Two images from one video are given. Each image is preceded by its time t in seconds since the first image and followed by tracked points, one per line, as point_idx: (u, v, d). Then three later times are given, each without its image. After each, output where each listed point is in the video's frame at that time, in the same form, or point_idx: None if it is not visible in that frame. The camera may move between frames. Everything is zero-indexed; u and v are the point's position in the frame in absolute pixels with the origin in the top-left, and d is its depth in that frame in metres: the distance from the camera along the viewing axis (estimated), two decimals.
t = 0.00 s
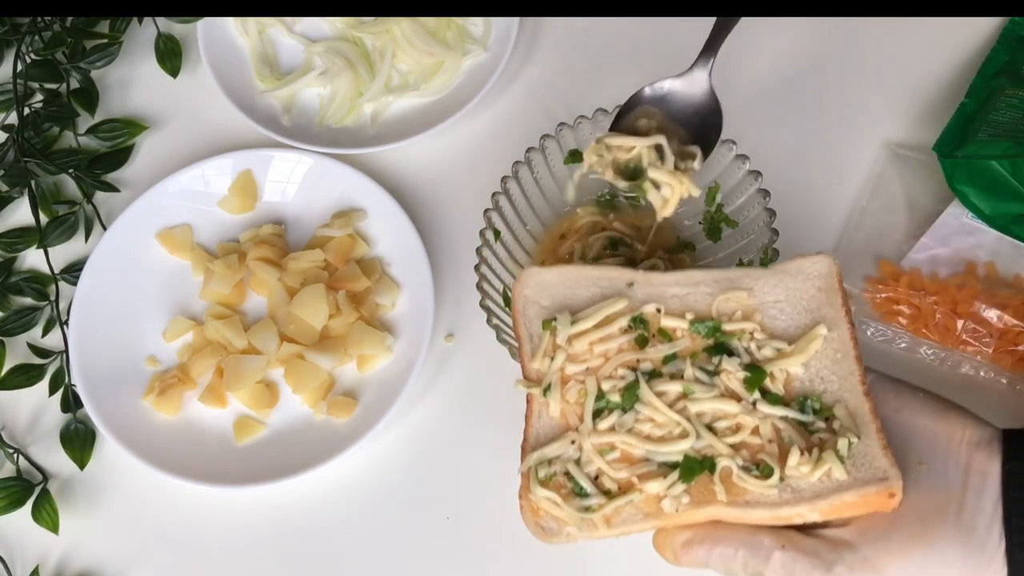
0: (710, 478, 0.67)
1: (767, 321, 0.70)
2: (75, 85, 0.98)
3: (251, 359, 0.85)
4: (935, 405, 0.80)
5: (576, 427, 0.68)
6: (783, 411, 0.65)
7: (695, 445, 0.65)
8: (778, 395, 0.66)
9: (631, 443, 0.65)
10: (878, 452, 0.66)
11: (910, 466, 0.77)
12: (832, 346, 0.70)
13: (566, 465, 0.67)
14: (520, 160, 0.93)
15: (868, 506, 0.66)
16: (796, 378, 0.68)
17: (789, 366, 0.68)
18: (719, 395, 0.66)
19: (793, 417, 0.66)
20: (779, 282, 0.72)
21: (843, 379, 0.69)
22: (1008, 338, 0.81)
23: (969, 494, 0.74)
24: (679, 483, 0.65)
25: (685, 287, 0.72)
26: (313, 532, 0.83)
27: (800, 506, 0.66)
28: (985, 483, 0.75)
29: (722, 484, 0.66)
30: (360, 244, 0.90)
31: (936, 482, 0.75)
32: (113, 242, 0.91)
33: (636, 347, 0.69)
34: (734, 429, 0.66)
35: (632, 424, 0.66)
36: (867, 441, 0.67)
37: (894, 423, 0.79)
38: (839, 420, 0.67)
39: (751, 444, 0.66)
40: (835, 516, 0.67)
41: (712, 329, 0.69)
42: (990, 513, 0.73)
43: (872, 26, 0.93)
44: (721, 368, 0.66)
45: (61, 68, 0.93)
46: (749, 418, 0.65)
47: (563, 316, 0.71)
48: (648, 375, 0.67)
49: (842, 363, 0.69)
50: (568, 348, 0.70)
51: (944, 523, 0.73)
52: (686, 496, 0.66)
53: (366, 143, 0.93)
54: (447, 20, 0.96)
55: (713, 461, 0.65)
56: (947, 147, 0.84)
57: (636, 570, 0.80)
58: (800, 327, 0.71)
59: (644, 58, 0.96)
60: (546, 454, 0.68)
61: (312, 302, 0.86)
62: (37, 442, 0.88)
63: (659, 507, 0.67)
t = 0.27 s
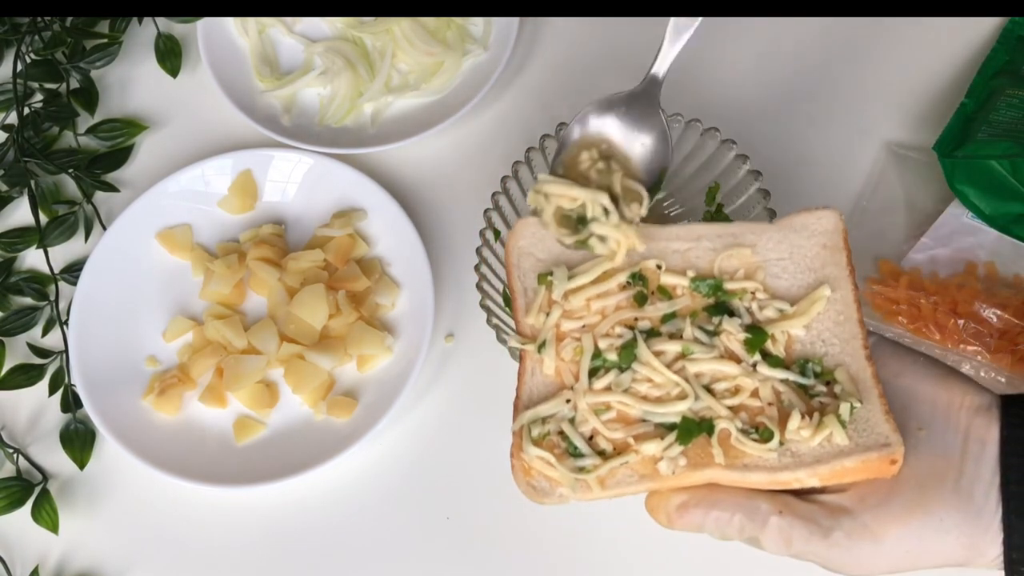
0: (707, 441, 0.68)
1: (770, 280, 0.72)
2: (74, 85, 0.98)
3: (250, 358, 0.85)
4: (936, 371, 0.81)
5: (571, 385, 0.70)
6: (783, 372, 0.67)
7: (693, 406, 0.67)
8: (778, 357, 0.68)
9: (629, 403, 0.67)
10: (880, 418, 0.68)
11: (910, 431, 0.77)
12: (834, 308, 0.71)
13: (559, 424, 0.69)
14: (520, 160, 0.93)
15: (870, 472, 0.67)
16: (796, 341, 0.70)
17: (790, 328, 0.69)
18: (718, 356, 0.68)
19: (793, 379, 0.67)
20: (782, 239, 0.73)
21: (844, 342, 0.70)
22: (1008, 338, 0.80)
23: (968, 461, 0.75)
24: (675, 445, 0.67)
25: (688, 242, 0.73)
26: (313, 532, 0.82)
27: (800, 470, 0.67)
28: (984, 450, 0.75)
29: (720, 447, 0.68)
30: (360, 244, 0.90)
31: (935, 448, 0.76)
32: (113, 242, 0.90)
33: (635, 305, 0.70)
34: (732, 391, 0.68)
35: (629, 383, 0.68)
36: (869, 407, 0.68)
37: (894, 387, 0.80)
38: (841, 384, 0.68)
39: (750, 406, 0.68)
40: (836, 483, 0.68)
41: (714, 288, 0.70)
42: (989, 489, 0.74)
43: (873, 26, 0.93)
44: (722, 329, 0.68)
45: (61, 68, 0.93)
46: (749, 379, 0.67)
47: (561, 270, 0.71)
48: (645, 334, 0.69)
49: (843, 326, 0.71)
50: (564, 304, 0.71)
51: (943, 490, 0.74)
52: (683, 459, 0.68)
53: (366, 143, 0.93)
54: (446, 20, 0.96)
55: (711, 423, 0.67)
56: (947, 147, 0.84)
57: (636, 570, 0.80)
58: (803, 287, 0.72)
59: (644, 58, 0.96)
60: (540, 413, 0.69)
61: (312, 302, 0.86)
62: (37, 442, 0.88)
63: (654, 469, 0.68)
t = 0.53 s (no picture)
0: (693, 449, 0.69)
1: (754, 279, 0.72)
2: (74, 85, 0.98)
3: (251, 359, 0.85)
4: (923, 365, 0.80)
5: (553, 397, 0.71)
6: (768, 376, 0.68)
7: (676, 414, 0.68)
8: (763, 360, 0.68)
9: (611, 414, 0.68)
10: (866, 421, 0.69)
11: (897, 431, 0.77)
12: (820, 304, 0.72)
13: (543, 438, 0.70)
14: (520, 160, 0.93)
15: (856, 477, 0.68)
16: (782, 340, 0.71)
17: (774, 328, 0.70)
18: (701, 361, 0.68)
19: (778, 382, 0.68)
20: (768, 232, 0.74)
21: (830, 341, 0.71)
22: (1009, 337, 0.80)
23: (956, 460, 0.75)
24: (660, 455, 0.67)
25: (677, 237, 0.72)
26: (313, 533, 0.82)
27: (786, 478, 0.68)
28: (972, 446, 0.76)
29: (706, 455, 0.69)
30: (361, 244, 0.90)
31: (924, 449, 0.76)
32: (113, 242, 0.90)
33: (616, 310, 0.70)
34: (717, 397, 0.68)
35: (611, 393, 0.68)
36: (855, 410, 0.69)
37: (881, 385, 0.80)
38: (826, 385, 0.69)
39: (735, 412, 0.68)
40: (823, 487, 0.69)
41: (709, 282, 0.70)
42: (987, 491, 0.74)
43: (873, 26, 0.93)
44: (704, 332, 0.68)
45: (61, 68, 0.93)
46: (733, 385, 0.67)
47: (538, 278, 0.72)
48: (626, 340, 0.69)
49: (829, 323, 0.72)
50: (543, 313, 0.71)
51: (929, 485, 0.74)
52: (668, 468, 0.69)
53: (366, 143, 0.93)
54: (447, 20, 0.96)
55: (696, 431, 0.68)
56: (947, 147, 0.84)
57: (636, 570, 0.80)
58: (788, 283, 0.72)
59: (644, 58, 0.96)
60: (522, 427, 0.71)
61: (312, 302, 0.86)
62: (37, 442, 0.88)
63: (640, 479, 0.69)
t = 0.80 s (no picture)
0: (682, 454, 0.69)
1: (747, 281, 0.72)
2: (74, 85, 0.98)
3: (250, 359, 0.85)
4: (916, 366, 0.81)
5: (541, 400, 0.70)
6: (758, 379, 0.68)
7: (666, 418, 0.67)
8: (753, 362, 0.69)
9: (600, 417, 0.68)
10: (857, 426, 0.69)
11: (889, 434, 0.78)
12: (812, 307, 0.72)
13: (531, 441, 0.70)
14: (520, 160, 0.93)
15: (846, 482, 0.69)
16: (772, 342, 0.71)
17: (767, 331, 0.70)
18: (691, 364, 0.68)
19: (768, 386, 0.68)
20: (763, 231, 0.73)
21: (822, 344, 0.71)
22: (1009, 337, 0.80)
23: (949, 462, 0.76)
24: (649, 459, 0.67)
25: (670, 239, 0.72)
26: (313, 533, 0.82)
27: (776, 483, 0.68)
28: (966, 449, 0.76)
29: (695, 459, 0.69)
30: (360, 244, 0.90)
31: (916, 451, 0.77)
32: (112, 242, 0.90)
33: (605, 313, 0.70)
34: (706, 401, 0.68)
35: (600, 397, 0.68)
36: (846, 415, 0.70)
37: (874, 386, 0.81)
38: (817, 390, 0.69)
39: (724, 416, 0.68)
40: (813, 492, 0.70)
41: (711, 282, 0.70)
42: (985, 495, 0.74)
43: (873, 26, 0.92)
44: (695, 335, 0.68)
45: (60, 68, 0.93)
46: (723, 388, 0.67)
47: (526, 281, 0.72)
48: (616, 343, 0.69)
49: (823, 325, 0.72)
50: (532, 315, 0.71)
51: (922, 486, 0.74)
52: (657, 472, 0.69)
53: (366, 143, 0.93)
54: (447, 20, 0.96)
55: (685, 434, 0.68)
56: (947, 147, 0.84)
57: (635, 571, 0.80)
58: (782, 283, 0.72)
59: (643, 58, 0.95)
60: (510, 430, 0.70)
61: (311, 303, 0.86)
62: (37, 442, 0.88)
63: (628, 483, 0.69)
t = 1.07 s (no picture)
0: (682, 427, 0.69)
1: (760, 262, 0.72)
2: (74, 85, 0.98)
3: (250, 359, 0.85)
4: (921, 358, 0.80)
5: (542, 362, 0.71)
6: (764, 359, 0.68)
7: (668, 389, 0.68)
8: (760, 342, 0.69)
9: (601, 384, 0.68)
10: (861, 412, 0.69)
11: (892, 424, 0.77)
12: (824, 290, 0.72)
13: (530, 403, 0.70)
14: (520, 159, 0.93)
15: (847, 468, 0.69)
16: (781, 324, 0.71)
17: (775, 312, 0.70)
18: (698, 339, 0.68)
19: (773, 366, 0.68)
20: (777, 212, 0.73)
21: (831, 329, 0.71)
22: (1009, 337, 0.80)
23: (950, 457, 0.75)
24: (648, 430, 0.67)
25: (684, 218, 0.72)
26: (312, 532, 0.82)
27: (776, 463, 0.68)
28: (967, 444, 0.76)
29: (695, 434, 0.69)
30: (360, 244, 0.90)
31: (917, 444, 0.76)
32: (112, 242, 0.90)
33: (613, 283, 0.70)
34: (711, 376, 0.68)
35: (603, 363, 0.69)
36: (851, 401, 0.69)
37: (879, 375, 0.79)
38: (824, 373, 0.69)
39: (728, 393, 0.69)
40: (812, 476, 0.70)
41: (720, 263, 0.69)
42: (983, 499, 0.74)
43: (874, 26, 0.92)
44: (703, 311, 0.69)
45: (60, 68, 0.93)
46: (728, 364, 0.67)
47: (536, 244, 0.73)
48: (623, 313, 0.70)
49: (832, 311, 0.71)
50: (539, 279, 0.72)
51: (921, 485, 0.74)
52: (656, 444, 0.69)
53: (365, 143, 0.93)
54: (446, 20, 0.96)
55: (687, 408, 0.68)
56: (947, 147, 0.84)
57: (635, 571, 0.80)
58: (794, 266, 0.72)
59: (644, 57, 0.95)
60: (509, 391, 0.71)
61: (311, 302, 0.86)
62: (36, 443, 0.88)
63: (626, 453, 0.70)
